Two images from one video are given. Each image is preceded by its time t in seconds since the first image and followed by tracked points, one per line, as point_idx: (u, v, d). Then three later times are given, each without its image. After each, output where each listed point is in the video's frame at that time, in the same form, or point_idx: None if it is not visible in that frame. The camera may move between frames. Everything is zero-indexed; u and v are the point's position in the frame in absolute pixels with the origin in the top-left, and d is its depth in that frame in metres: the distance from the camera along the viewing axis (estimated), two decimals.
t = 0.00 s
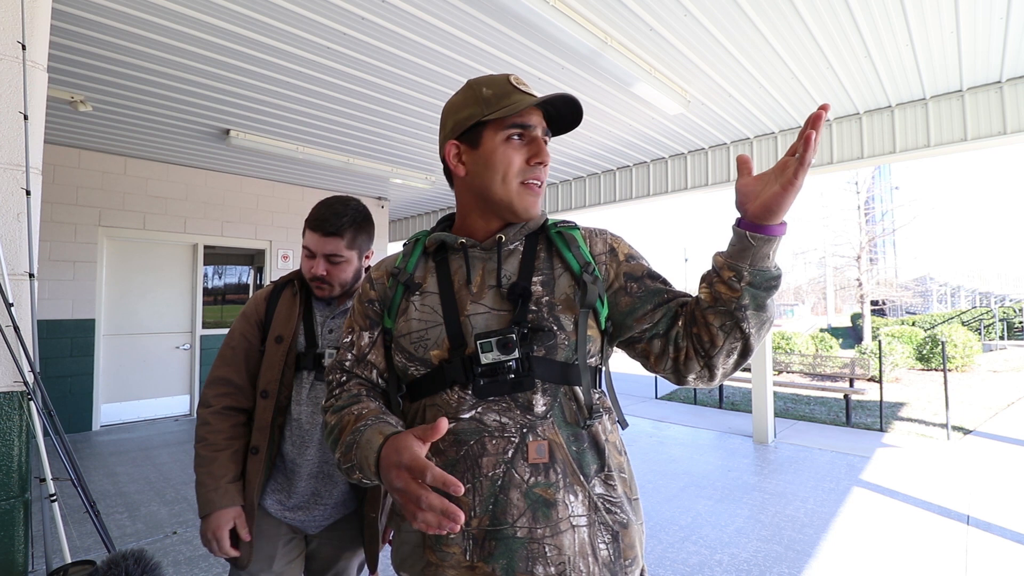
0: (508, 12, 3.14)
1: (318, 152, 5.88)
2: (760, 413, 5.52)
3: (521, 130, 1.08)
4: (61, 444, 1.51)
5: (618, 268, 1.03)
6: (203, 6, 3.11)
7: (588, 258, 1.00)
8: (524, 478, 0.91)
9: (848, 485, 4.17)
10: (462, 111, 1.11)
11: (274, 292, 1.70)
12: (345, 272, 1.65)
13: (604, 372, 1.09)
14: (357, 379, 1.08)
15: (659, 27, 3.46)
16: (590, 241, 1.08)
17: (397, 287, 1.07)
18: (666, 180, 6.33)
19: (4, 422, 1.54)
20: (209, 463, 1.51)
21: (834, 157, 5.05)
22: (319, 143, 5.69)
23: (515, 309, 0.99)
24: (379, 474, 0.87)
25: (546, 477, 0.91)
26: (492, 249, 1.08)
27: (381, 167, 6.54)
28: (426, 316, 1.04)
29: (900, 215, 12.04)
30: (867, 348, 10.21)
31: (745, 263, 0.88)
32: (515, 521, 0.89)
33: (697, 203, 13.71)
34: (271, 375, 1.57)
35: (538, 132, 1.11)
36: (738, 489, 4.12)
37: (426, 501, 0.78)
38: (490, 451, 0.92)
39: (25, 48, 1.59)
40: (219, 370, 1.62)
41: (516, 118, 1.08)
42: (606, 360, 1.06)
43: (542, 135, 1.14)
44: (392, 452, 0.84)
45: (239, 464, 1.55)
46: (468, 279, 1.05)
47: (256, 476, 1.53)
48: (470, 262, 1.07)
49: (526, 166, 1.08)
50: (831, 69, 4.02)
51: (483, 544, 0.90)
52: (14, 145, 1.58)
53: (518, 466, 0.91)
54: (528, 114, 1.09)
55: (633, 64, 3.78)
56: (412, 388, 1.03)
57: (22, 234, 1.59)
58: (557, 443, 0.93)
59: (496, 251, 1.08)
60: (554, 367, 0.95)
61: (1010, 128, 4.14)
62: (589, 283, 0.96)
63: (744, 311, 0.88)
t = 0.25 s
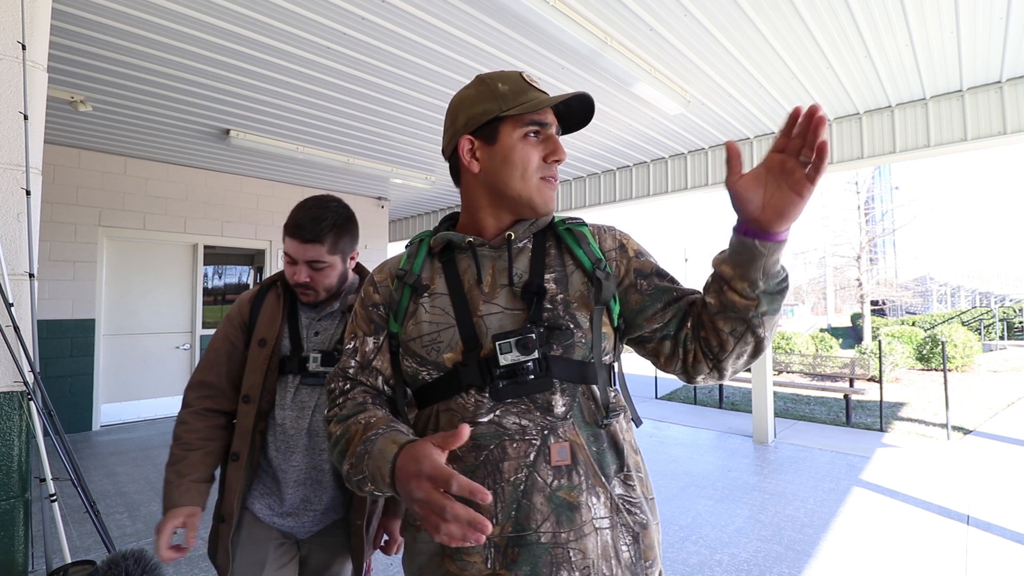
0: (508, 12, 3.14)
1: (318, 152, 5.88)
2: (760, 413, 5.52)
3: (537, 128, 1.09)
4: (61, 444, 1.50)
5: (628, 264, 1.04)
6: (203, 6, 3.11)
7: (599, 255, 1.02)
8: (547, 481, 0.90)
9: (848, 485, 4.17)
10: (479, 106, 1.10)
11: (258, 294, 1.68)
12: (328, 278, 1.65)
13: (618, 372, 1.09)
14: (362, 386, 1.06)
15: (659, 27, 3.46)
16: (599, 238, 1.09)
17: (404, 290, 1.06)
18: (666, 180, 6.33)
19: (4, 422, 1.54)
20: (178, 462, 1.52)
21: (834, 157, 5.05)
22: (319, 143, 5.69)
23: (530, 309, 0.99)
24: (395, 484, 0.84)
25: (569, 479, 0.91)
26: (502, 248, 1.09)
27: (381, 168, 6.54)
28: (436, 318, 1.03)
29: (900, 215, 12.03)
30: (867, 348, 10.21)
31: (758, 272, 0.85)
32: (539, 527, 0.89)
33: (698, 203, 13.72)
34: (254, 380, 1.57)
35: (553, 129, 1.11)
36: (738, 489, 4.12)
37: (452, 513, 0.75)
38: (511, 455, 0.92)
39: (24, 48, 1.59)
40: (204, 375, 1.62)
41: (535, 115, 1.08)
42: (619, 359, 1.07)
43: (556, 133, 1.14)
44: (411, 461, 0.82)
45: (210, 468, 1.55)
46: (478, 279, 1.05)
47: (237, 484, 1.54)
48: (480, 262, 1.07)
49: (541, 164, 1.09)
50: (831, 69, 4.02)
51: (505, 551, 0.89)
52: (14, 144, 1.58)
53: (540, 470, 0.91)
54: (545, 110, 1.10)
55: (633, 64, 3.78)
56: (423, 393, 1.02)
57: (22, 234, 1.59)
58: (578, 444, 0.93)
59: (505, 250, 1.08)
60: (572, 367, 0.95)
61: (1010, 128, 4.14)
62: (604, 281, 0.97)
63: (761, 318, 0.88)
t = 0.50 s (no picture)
0: (507, 11, 3.14)
1: (318, 152, 5.88)
2: (760, 413, 5.52)
3: (503, 122, 1.07)
4: (60, 444, 1.50)
5: (640, 262, 1.04)
6: (203, 6, 3.11)
7: (611, 253, 1.03)
8: (563, 485, 0.91)
9: (848, 485, 4.17)
10: (457, 110, 1.14)
11: (226, 297, 1.65)
12: (295, 280, 1.62)
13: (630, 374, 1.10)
14: (370, 388, 1.06)
15: (659, 27, 3.46)
16: (610, 236, 1.09)
17: (413, 289, 1.07)
18: (665, 181, 6.33)
19: (4, 422, 1.54)
20: (143, 468, 1.53)
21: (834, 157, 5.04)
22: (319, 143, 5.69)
23: (543, 307, 0.99)
24: (409, 481, 0.84)
25: (585, 482, 0.91)
26: (512, 247, 1.08)
27: (381, 168, 6.54)
28: (446, 317, 1.03)
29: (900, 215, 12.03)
30: (867, 348, 10.20)
31: (760, 285, 0.86)
32: (556, 531, 0.89)
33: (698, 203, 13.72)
34: (227, 388, 1.54)
35: (523, 121, 1.07)
36: (738, 489, 4.12)
37: (474, 503, 0.73)
38: (526, 458, 0.92)
39: (25, 47, 1.59)
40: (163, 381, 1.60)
41: (498, 110, 1.08)
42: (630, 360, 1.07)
43: (535, 123, 1.10)
44: (430, 453, 0.81)
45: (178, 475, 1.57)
46: (488, 278, 1.05)
47: (218, 500, 1.51)
48: (490, 260, 1.07)
49: (505, 159, 1.07)
50: (831, 69, 4.02)
51: (521, 557, 0.89)
52: (14, 145, 1.58)
53: (556, 473, 0.91)
54: (511, 102, 1.07)
55: (633, 64, 3.78)
56: (434, 394, 1.02)
57: (22, 234, 1.59)
58: (594, 446, 0.93)
59: (515, 249, 1.08)
60: (586, 367, 0.95)
61: (1010, 128, 4.14)
62: (618, 279, 0.97)
63: (773, 321, 0.89)
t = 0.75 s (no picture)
0: (508, 12, 3.14)
1: (318, 152, 5.87)
2: (760, 413, 5.52)
3: (479, 125, 1.12)
4: (61, 444, 1.47)
5: (650, 264, 1.04)
6: (203, 6, 3.11)
7: (619, 253, 1.01)
8: (559, 491, 0.90)
9: (848, 485, 4.17)
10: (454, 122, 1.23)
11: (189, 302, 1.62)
12: (256, 285, 1.57)
13: (636, 375, 1.09)
14: (372, 388, 1.08)
15: (659, 27, 3.46)
16: (620, 236, 1.08)
17: (414, 291, 1.08)
18: (665, 181, 6.33)
19: (4, 423, 1.54)
20: (114, 485, 1.54)
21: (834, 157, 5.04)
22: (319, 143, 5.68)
23: (543, 309, 0.98)
24: (397, 490, 0.85)
25: (583, 489, 0.90)
26: (515, 248, 1.08)
27: (381, 168, 6.54)
28: (447, 319, 1.04)
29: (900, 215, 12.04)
30: (867, 348, 10.20)
31: (808, 286, 0.87)
32: (551, 538, 0.89)
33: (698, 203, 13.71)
34: (195, 398, 1.51)
35: (498, 120, 1.10)
36: (738, 489, 4.12)
37: (448, 523, 0.75)
38: (522, 462, 0.92)
39: (25, 47, 1.59)
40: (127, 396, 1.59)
41: (474, 113, 1.12)
42: (638, 364, 1.06)
43: (515, 121, 1.11)
44: (413, 467, 0.83)
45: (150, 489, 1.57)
46: (490, 279, 1.05)
47: (190, 516, 1.49)
48: (492, 262, 1.07)
49: (479, 159, 1.10)
50: (831, 69, 4.02)
51: (516, 562, 0.89)
52: (14, 145, 1.58)
53: (554, 478, 0.91)
54: (487, 104, 1.11)
55: (633, 64, 3.79)
56: (435, 397, 1.02)
57: (22, 235, 1.59)
58: (593, 452, 0.92)
59: (518, 249, 1.08)
60: (586, 371, 0.95)
61: (1010, 128, 4.14)
62: (623, 282, 0.97)
63: (805, 326, 0.90)
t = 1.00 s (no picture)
0: (508, 12, 3.14)
1: (318, 152, 5.87)
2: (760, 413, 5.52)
3: (488, 121, 1.11)
4: (61, 444, 1.47)
5: (651, 265, 1.04)
6: (203, 6, 3.11)
7: (619, 254, 1.01)
8: (552, 492, 0.90)
9: (848, 485, 4.17)
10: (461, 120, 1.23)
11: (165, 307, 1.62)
12: (229, 286, 1.54)
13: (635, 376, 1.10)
14: (373, 385, 1.08)
15: (659, 27, 3.46)
16: (622, 237, 1.08)
17: (415, 288, 1.09)
18: (665, 181, 6.33)
19: (4, 422, 1.54)
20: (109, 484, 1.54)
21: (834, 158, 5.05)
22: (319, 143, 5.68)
23: (540, 310, 0.99)
24: (394, 489, 0.85)
25: (576, 491, 0.90)
26: (515, 248, 1.08)
27: (381, 168, 6.54)
28: (445, 318, 1.04)
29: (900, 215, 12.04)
30: (867, 348, 10.21)
31: (811, 289, 0.87)
32: (543, 539, 0.89)
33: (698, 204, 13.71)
34: (170, 405, 1.50)
35: (508, 117, 1.10)
36: (738, 489, 4.12)
37: (443, 526, 0.75)
38: (516, 463, 0.92)
39: (25, 47, 1.59)
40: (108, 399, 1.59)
41: (484, 110, 1.12)
42: (638, 366, 1.06)
43: (525, 120, 1.11)
44: (408, 470, 0.83)
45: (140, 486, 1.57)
46: (489, 279, 1.05)
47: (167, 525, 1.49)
48: (491, 261, 1.07)
49: (487, 155, 1.09)
50: (831, 69, 4.02)
51: (509, 563, 0.90)
52: (14, 145, 1.58)
53: (547, 480, 0.91)
54: (497, 102, 1.11)
55: (633, 64, 3.79)
56: (433, 396, 1.02)
57: (22, 234, 1.59)
58: (587, 454, 0.92)
59: (517, 249, 1.08)
60: (583, 372, 0.95)
61: (1010, 128, 4.14)
62: (622, 283, 0.97)
63: (809, 331, 0.90)
